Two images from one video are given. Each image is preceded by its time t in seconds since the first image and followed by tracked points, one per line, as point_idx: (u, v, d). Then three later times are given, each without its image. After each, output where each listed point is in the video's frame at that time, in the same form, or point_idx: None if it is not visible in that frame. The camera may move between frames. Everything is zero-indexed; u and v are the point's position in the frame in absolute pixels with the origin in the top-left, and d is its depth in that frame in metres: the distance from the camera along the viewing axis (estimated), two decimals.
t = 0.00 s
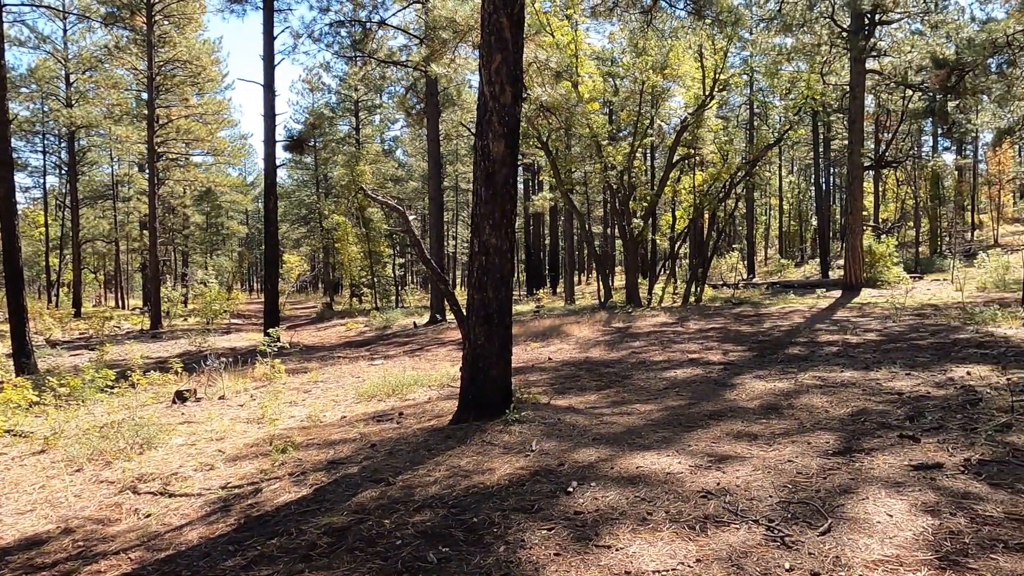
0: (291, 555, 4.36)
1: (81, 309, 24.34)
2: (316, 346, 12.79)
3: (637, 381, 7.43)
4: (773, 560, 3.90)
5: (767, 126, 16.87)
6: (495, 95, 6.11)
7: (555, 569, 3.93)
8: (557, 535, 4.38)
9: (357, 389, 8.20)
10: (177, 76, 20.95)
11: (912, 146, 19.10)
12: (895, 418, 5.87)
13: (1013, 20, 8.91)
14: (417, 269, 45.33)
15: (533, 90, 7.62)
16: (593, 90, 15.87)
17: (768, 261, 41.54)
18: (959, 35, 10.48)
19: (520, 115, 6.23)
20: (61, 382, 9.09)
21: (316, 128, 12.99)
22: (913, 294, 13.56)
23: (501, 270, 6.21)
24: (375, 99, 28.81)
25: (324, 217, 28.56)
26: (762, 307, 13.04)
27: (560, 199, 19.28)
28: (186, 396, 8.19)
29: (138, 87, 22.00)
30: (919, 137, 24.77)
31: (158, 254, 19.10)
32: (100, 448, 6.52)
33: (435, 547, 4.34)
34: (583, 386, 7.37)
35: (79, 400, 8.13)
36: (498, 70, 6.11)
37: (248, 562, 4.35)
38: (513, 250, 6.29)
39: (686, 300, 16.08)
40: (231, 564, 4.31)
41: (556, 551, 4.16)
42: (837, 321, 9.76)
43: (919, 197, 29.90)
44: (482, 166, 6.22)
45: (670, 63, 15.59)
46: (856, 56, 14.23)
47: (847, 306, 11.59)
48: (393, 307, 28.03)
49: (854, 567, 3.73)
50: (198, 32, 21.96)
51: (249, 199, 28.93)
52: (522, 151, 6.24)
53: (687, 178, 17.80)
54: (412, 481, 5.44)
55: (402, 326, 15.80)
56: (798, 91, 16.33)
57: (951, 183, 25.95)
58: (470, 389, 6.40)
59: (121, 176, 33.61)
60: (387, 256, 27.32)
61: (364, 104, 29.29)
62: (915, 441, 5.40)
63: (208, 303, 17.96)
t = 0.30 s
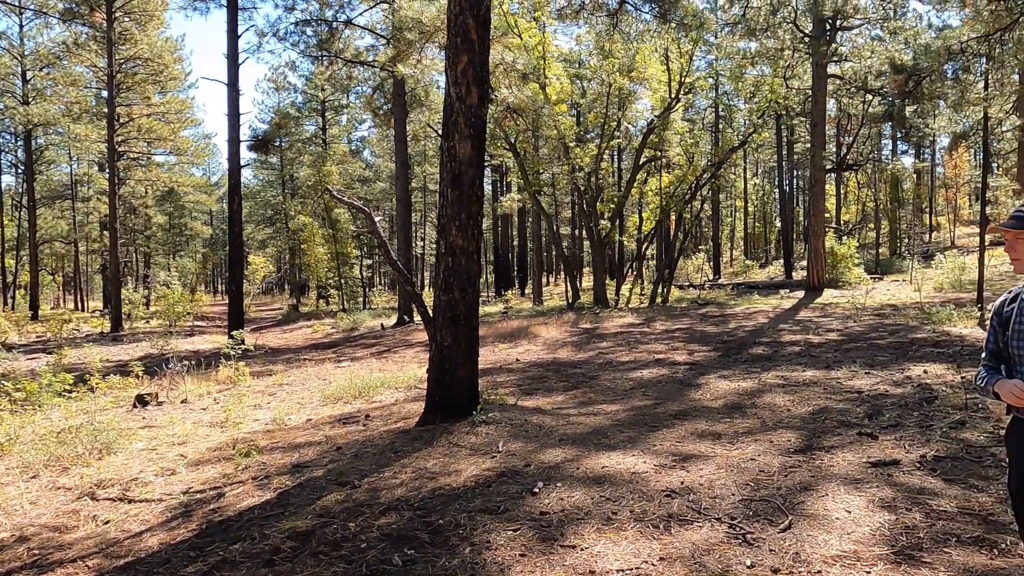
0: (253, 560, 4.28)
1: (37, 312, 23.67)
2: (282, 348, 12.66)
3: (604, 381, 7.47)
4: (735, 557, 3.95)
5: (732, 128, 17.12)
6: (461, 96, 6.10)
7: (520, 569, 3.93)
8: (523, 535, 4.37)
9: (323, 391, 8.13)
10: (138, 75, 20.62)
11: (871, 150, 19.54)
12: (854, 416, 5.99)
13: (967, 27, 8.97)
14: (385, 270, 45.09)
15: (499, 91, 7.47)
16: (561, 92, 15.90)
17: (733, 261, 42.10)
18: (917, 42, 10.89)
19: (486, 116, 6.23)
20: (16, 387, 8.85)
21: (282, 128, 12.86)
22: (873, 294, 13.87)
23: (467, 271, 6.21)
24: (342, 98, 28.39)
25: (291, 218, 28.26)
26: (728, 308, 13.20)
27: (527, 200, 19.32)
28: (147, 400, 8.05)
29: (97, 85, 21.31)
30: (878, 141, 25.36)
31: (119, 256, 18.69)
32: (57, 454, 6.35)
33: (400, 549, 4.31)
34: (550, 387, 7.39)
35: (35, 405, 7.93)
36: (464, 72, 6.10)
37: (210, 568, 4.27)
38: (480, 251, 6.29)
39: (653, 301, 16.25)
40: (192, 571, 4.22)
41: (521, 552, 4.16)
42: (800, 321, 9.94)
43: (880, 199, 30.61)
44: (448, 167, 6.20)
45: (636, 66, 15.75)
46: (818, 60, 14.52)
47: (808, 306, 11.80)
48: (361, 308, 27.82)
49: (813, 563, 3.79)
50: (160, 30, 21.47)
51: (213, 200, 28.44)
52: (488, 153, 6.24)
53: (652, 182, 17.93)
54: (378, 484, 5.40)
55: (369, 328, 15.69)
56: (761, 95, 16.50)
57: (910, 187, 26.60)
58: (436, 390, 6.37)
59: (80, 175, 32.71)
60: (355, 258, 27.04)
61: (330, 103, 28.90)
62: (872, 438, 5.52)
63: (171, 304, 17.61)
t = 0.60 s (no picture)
0: (217, 566, 4.19)
1: None
2: (248, 351, 12.50)
3: (572, 382, 7.49)
4: (701, 556, 3.97)
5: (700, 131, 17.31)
6: (429, 97, 6.04)
7: (487, 571, 3.92)
8: (491, 537, 4.36)
9: (290, 394, 8.04)
10: (100, 72, 20.04)
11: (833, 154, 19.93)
12: (818, 415, 6.09)
13: (926, 35, 8.97)
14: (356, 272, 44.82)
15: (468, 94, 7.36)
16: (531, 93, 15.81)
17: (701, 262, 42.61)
18: (881, 47, 11.21)
19: (454, 118, 6.19)
20: None
21: (248, 128, 12.72)
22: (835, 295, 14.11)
23: (435, 272, 6.19)
24: (308, 98, 27.90)
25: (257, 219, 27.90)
26: (696, 308, 13.32)
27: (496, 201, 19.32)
28: (108, 404, 7.89)
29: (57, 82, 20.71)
30: (841, 144, 25.84)
31: (79, 257, 18.30)
32: (13, 460, 6.17)
33: (367, 553, 4.26)
34: (519, 388, 7.39)
35: None
36: (432, 73, 6.04)
37: None
38: (448, 253, 6.28)
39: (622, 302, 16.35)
40: None
41: (489, 553, 4.15)
42: (766, 322, 10.07)
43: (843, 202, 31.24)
44: (416, 169, 6.15)
45: (605, 68, 15.84)
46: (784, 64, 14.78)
47: (773, 307, 11.99)
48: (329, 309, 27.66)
49: (777, 560, 3.83)
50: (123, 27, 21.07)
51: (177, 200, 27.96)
52: (456, 155, 6.22)
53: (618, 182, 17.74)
54: (345, 488, 5.34)
55: (338, 330, 15.56)
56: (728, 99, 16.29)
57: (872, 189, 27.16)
58: (404, 392, 6.34)
59: (40, 174, 31.89)
60: (323, 260, 26.82)
61: (298, 103, 28.42)
62: (834, 436, 5.61)
63: (134, 307, 18.13)
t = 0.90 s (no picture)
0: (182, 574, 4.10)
1: None
2: (215, 354, 12.31)
3: (543, 383, 7.50)
4: (670, 555, 4.00)
5: (668, 133, 17.53)
6: (399, 98, 5.97)
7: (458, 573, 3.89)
8: (462, 539, 4.34)
9: (258, 398, 7.94)
10: (62, 70, 19.58)
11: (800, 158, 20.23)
12: (785, 414, 6.18)
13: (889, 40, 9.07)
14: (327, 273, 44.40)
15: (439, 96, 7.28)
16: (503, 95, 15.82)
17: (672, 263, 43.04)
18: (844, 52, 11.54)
19: (425, 119, 6.13)
20: None
21: (214, 128, 12.55)
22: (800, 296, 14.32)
23: (405, 273, 6.12)
24: (276, 98, 27.50)
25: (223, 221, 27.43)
26: (666, 309, 13.42)
27: (467, 203, 19.29)
28: (70, 409, 7.71)
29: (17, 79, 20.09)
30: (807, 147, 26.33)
31: (39, 259, 17.82)
32: None
33: (337, 557, 4.21)
34: (490, 389, 7.38)
35: None
36: (402, 73, 5.97)
37: None
38: (418, 254, 6.22)
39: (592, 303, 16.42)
40: None
41: (460, 556, 4.13)
42: (735, 322, 10.21)
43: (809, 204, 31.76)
44: (385, 171, 6.07)
45: (575, 71, 15.94)
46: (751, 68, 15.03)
47: (741, 308, 12.15)
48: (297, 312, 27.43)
49: (745, 558, 3.88)
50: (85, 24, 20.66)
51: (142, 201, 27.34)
52: (427, 156, 6.16)
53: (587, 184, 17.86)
54: (314, 491, 5.27)
55: (306, 333, 15.39)
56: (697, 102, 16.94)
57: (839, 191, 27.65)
58: (375, 394, 6.27)
59: None
60: (292, 261, 26.52)
61: (266, 103, 28.04)
62: (801, 435, 5.69)
63: (97, 309, 17.33)
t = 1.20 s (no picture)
0: None
1: None
2: (182, 358, 12.12)
3: (515, 386, 7.50)
4: (641, 556, 4.02)
5: (639, 136, 17.70)
6: (369, 100, 5.84)
7: None
8: (433, 544, 4.31)
9: (226, 402, 7.83)
10: (24, 68, 19.13)
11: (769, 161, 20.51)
12: (753, 415, 6.25)
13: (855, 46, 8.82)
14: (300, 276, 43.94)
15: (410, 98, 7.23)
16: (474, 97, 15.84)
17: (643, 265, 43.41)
18: (811, 57, 11.58)
19: (396, 120, 6.00)
20: None
21: (181, 128, 12.37)
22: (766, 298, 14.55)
23: (376, 275, 6.01)
24: (246, 98, 27.08)
25: (190, 223, 26.94)
26: (637, 312, 13.54)
27: (439, 205, 19.21)
28: (30, 415, 7.52)
29: None
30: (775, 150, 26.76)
31: None
32: None
33: (306, 563, 4.15)
34: (462, 392, 7.36)
35: None
36: (373, 75, 5.85)
37: None
38: (390, 256, 6.09)
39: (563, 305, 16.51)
40: None
41: (431, 560, 4.11)
42: (705, 324, 10.33)
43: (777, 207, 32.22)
44: (355, 173, 5.93)
45: (546, 74, 16.00)
46: (719, 73, 15.25)
47: (711, 310, 12.28)
48: (268, 314, 27.17)
49: (715, 558, 3.91)
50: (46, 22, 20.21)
51: (107, 203, 26.74)
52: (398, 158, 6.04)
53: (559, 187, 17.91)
54: (283, 497, 5.19)
55: (276, 336, 15.21)
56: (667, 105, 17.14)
57: (808, 194, 28.11)
58: (345, 397, 6.18)
59: None
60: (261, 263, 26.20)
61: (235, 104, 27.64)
62: (769, 436, 5.76)
63: (60, 313, 17.24)
